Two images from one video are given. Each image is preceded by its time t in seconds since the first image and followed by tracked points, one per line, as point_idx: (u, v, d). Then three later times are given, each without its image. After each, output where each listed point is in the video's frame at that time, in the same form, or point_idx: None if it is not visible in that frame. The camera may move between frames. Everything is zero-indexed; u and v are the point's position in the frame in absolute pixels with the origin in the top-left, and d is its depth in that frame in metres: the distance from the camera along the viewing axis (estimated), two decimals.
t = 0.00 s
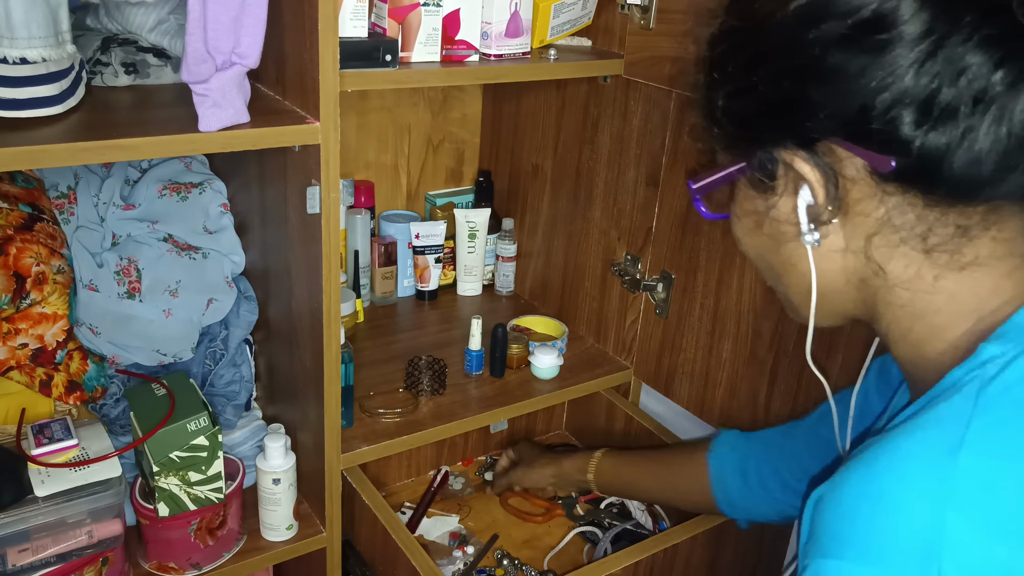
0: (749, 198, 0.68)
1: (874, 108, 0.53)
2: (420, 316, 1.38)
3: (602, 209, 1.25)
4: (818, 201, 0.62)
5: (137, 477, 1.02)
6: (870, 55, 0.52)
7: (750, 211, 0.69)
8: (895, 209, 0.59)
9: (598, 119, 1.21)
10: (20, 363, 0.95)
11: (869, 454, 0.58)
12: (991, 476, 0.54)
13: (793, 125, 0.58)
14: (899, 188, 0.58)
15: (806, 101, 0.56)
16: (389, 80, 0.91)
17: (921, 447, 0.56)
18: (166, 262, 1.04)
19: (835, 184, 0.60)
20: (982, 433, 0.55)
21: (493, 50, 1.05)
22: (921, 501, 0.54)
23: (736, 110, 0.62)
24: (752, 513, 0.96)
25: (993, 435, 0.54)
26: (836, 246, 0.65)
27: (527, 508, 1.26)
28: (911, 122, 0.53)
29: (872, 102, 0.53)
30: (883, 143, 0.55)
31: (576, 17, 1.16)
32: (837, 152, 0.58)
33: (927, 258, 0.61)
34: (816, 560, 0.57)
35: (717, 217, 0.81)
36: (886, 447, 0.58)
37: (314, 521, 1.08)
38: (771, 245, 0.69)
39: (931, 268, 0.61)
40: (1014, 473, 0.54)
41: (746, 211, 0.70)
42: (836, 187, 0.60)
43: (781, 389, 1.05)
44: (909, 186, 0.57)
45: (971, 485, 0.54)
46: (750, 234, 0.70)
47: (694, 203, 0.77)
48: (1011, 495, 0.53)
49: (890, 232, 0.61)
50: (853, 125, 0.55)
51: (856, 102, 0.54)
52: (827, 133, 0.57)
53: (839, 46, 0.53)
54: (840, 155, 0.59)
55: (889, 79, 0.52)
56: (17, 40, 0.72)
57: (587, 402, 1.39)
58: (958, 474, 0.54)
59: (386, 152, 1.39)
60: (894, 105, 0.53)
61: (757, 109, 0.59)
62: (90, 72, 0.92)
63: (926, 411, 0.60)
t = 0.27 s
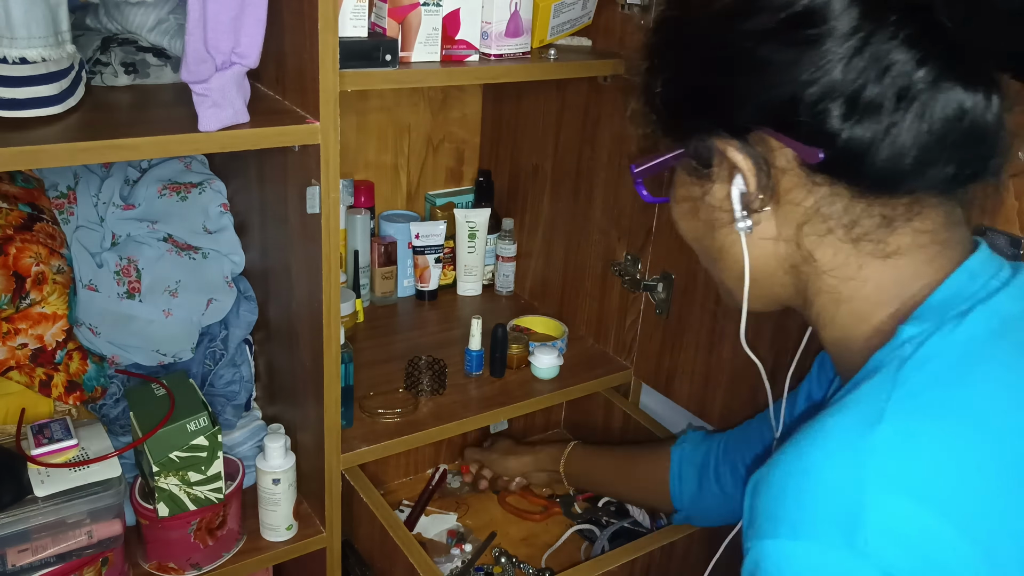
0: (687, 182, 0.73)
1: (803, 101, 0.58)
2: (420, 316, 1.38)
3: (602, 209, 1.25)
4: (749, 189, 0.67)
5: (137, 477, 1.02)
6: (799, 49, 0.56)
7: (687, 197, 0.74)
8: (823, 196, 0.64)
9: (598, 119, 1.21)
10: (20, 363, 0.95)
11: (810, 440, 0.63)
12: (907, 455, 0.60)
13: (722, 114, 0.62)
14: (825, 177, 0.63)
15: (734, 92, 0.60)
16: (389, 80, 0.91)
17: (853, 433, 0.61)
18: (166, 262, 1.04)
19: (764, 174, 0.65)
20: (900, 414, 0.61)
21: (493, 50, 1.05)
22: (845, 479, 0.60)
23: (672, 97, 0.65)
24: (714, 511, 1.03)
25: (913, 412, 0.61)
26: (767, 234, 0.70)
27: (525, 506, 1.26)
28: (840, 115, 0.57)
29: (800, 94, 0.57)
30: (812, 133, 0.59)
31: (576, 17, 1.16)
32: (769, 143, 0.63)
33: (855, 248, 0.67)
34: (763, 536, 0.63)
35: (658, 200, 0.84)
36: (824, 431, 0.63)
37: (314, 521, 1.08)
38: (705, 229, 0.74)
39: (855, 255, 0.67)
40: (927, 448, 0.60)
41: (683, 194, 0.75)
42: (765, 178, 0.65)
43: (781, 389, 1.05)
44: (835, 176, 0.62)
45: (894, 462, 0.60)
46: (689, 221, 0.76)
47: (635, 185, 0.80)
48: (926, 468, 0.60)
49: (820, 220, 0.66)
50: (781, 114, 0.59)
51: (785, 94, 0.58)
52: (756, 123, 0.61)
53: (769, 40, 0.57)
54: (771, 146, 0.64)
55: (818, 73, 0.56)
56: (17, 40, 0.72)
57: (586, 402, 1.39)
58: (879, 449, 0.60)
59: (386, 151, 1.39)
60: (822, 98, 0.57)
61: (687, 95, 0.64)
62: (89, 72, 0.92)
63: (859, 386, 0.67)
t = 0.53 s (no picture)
0: (820, 176, 0.70)
1: (981, 99, 0.54)
2: (420, 316, 1.38)
3: (602, 209, 1.25)
4: (904, 190, 0.62)
5: (137, 477, 1.02)
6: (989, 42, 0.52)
7: (823, 190, 0.70)
8: (982, 203, 0.61)
9: (598, 119, 1.21)
10: (20, 363, 0.95)
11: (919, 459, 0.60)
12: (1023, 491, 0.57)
13: (886, 103, 0.57)
14: (989, 182, 0.59)
15: (910, 82, 0.55)
16: (389, 80, 0.91)
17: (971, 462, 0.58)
18: (166, 262, 1.04)
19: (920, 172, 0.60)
20: None
21: (493, 50, 1.05)
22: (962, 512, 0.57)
23: (828, 84, 0.61)
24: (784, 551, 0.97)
25: None
26: (910, 237, 0.66)
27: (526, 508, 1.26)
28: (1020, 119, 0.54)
29: (979, 93, 0.54)
30: (988, 135, 0.56)
31: (576, 17, 1.16)
32: (932, 140, 0.59)
33: (1005, 259, 0.64)
34: (859, 546, 0.61)
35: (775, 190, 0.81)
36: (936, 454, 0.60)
37: (314, 521, 1.08)
38: (837, 228, 0.71)
39: (1008, 269, 0.64)
40: None
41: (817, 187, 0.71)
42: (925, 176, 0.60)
43: (781, 389, 1.04)
44: (1000, 182, 0.59)
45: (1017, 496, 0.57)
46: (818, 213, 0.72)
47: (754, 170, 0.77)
48: None
49: (972, 228, 0.62)
50: (957, 113, 0.55)
51: (959, 91, 0.54)
52: (924, 119, 0.57)
53: (958, 28, 0.52)
54: (933, 141, 0.59)
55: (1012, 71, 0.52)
56: (17, 40, 0.72)
57: (587, 402, 1.39)
58: (1003, 477, 0.57)
59: (386, 151, 1.39)
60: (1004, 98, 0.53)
61: (848, 82, 0.59)
62: (89, 72, 0.92)
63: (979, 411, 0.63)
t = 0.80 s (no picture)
0: (839, 169, 0.72)
1: (994, 102, 0.56)
2: (420, 316, 1.38)
3: (602, 209, 1.25)
4: (919, 184, 0.64)
5: (137, 477, 1.02)
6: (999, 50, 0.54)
7: (840, 182, 0.72)
8: (989, 192, 0.64)
9: (598, 119, 1.21)
10: (20, 363, 0.95)
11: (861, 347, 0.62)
12: (963, 375, 0.57)
13: (902, 109, 0.60)
14: (995, 175, 0.62)
15: (924, 88, 0.58)
16: (389, 80, 0.91)
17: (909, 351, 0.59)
18: (166, 262, 1.04)
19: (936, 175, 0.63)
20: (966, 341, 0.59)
21: (493, 50, 1.05)
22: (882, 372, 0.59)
23: (844, 90, 0.63)
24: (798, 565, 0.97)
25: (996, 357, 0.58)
26: (921, 225, 0.69)
27: (527, 509, 1.25)
28: None
29: (991, 97, 0.56)
30: (997, 134, 0.59)
31: (576, 17, 1.16)
32: (943, 138, 0.62)
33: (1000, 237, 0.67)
34: (771, 390, 0.63)
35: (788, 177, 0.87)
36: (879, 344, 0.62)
37: (314, 521, 1.08)
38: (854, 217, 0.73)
39: (1003, 246, 0.67)
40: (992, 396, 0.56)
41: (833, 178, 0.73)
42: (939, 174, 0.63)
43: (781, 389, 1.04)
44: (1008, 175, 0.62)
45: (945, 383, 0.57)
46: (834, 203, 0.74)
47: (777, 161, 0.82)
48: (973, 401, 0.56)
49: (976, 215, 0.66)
50: (970, 115, 0.58)
51: (971, 94, 0.56)
52: (937, 121, 0.60)
53: (965, 37, 0.54)
54: (945, 139, 0.62)
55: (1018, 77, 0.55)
56: (17, 40, 0.72)
57: (586, 402, 1.39)
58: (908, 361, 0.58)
59: (386, 151, 1.39)
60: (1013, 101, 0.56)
61: (863, 88, 0.61)
62: (89, 72, 0.92)
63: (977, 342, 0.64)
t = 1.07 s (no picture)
0: (845, 172, 0.72)
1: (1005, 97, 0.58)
2: (420, 316, 1.38)
3: (602, 209, 1.25)
4: (932, 185, 0.65)
5: (137, 477, 1.02)
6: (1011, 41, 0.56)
7: (847, 187, 0.73)
8: (1006, 194, 0.65)
9: (599, 119, 1.21)
10: (20, 363, 0.95)
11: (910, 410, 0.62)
12: (1020, 431, 0.59)
13: (914, 103, 0.61)
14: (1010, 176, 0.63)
15: (938, 83, 0.59)
16: (389, 80, 0.91)
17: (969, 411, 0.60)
18: (166, 262, 1.04)
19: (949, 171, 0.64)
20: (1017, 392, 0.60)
21: (493, 50, 1.05)
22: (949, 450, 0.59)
23: (855, 87, 0.64)
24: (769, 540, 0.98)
25: None
26: (934, 229, 0.69)
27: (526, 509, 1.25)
28: None
29: (1003, 91, 0.58)
30: (1011, 129, 0.60)
31: (576, 17, 1.16)
32: (958, 137, 0.63)
33: (1018, 244, 0.67)
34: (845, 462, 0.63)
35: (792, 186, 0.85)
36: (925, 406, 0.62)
37: (314, 521, 1.08)
38: (858, 224, 0.73)
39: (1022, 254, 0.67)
40: None
41: (839, 182, 0.73)
42: (952, 172, 0.64)
43: (781, 389, 1.04)
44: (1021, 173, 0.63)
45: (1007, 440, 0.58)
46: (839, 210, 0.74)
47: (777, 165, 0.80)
48: None
49: (994, 218, 0.66)
50: (982, 110, 0.59)
51: (986, 90, 0.58)
52: (952, 117, 0.61)
53: (982, 30, 0.56)
54: (958, 138, 0.63)
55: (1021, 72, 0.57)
56: (17, 40, 0.72)
57: (586, 402, 1.39)
58: (976, 425, 0.59)
59: (386, 151, 1.39)
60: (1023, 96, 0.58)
61: (875, 81, 0.63)
62: (89, 72, 0.92)
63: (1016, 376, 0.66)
